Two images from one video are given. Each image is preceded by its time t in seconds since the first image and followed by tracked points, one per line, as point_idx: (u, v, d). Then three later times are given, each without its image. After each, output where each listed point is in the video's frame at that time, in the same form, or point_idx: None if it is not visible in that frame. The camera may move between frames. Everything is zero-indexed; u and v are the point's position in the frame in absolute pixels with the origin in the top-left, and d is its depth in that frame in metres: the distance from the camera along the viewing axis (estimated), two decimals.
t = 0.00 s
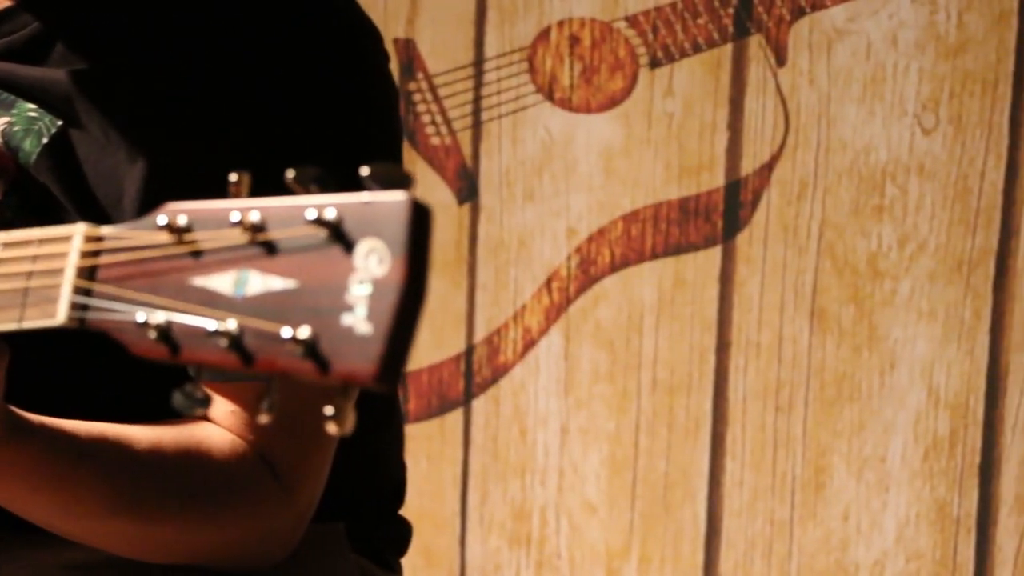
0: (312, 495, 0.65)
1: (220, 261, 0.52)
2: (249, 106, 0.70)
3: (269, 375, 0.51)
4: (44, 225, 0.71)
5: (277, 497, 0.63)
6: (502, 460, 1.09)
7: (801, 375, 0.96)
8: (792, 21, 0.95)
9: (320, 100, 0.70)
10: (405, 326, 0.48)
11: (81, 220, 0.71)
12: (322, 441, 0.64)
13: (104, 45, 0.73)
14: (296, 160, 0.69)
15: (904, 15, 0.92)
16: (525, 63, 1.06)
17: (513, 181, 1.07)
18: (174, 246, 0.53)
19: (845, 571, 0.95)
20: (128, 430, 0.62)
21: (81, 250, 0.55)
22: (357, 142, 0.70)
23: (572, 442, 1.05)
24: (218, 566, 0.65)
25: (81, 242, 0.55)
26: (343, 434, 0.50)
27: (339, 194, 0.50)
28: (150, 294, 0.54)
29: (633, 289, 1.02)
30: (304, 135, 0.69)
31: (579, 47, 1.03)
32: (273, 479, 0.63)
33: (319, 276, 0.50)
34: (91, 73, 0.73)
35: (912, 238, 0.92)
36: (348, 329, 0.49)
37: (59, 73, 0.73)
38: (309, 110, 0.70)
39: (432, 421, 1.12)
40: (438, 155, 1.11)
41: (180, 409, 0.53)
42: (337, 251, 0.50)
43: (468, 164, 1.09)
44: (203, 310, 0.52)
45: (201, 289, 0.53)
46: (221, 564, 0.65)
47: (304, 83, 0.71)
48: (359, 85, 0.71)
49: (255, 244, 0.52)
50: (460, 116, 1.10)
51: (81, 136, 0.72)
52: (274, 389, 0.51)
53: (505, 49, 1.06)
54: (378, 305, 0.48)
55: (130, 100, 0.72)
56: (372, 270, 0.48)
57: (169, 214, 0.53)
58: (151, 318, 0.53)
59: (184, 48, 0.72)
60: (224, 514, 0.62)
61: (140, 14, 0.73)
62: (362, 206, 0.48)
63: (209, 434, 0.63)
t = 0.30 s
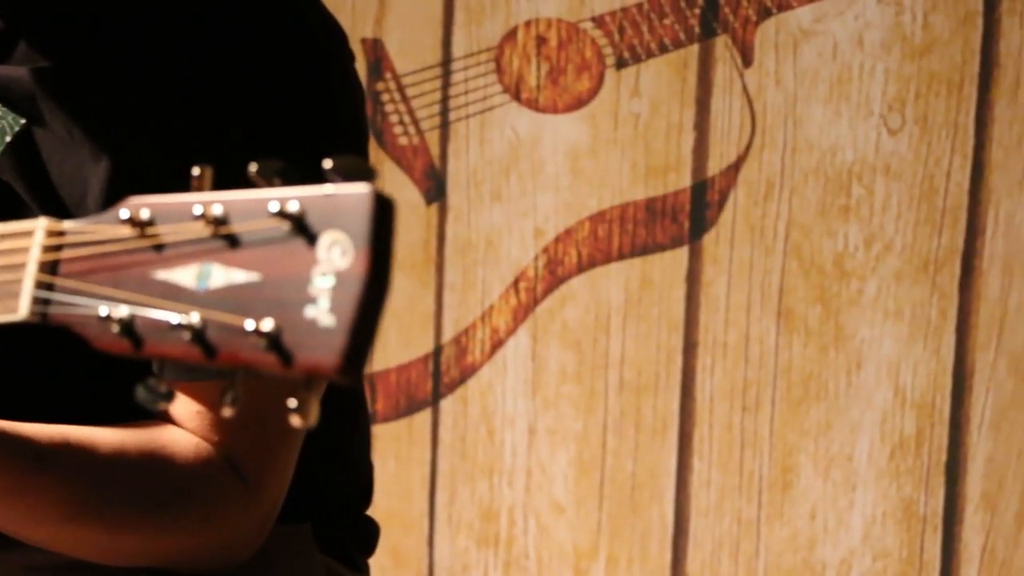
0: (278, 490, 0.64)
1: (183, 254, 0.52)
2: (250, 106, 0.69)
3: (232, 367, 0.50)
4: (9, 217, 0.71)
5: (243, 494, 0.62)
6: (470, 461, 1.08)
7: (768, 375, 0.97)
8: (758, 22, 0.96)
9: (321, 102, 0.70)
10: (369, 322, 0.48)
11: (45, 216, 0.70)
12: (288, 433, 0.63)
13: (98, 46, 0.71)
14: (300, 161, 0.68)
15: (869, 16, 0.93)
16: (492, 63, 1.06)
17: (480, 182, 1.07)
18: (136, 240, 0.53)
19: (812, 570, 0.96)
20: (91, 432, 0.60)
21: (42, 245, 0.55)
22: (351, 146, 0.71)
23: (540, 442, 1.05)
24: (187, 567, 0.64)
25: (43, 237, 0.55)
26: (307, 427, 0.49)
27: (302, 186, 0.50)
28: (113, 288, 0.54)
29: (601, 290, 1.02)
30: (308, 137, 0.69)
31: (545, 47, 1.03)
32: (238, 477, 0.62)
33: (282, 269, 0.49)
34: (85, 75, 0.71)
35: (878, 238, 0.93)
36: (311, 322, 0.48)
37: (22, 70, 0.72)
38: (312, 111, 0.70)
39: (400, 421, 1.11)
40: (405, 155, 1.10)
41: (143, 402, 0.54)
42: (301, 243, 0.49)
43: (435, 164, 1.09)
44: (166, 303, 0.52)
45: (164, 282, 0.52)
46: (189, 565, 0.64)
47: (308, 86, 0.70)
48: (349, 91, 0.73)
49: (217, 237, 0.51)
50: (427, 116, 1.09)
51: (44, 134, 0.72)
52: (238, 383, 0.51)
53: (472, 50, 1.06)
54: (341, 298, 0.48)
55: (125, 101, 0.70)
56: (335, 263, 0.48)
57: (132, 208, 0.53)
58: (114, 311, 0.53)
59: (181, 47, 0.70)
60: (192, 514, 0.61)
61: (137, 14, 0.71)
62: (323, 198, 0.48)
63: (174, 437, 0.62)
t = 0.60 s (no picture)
0: (244, 494, 0.63)
1: (156, 259, 0.56)
2: (250, 106, 0.68)
3: (205, 371, 0.54)
4: None
5: (203, 501, 0.61)
6: (438, 461, 1.08)
7: (736, 374, 0.97)
8: (725, 23, 0.96)
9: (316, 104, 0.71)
10: (343, 325, 0.51)
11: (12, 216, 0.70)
12: (260, 434, 0.62)
13: (97, 46, 0.70)
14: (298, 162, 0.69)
15: (837, 17, 0.93)
16: (460, 63, 1.05)
17: (448, 182, 1.06)
18: (111, 244, 0.57)
19: (779, 569, 0.96)
20: (41, 452, 0.60)
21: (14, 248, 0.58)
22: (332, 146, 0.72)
23: (508, 442, 1.05)
24: None
25: (15, 241, 0.58)
26: (281, 429, 0.52)
27: (275, 190, 0.53)
28: (87, 291, 0.57)
29: (570, 290, 1.02)
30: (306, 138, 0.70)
31: (514, 47, 1.03)
32: (198, 481, 0.61)
33: (255, 273, 0.53)
34: (83, 75, 0.70)
35: (846, 238, 0.93)
36: (286, 325, 0.51)
37: None
38: (307, 113, 0.70)
39: (367, 421, 1.11)
40: (373, 155, 1.10)
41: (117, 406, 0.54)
42: (274, 247, 0.52)
43: (403, 164, 1.08)
44: (141, 306, 0.56)
45: (137, 286, 0.56)
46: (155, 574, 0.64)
47: (304, 88, 0.71)
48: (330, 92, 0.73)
49: (190, 241, 0.55)
50: (395, 116, 1.09)
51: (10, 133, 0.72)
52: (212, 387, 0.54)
53: (441, 50, 1.06)
54: (317, 302, 0.51)
55: (125, 101, 0.69)
56: (309, 267, 0.51)
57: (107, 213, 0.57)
58: (88, 315, 0.56)
59: (181, 46, 0.69)
60: (150, 526, 0.61)
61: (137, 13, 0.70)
62: (298, 203, 0.51)
63: (131, 450, 0.61)
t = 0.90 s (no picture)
0: (217, 495, 0.62)
1: (124, 258, 0.55)
2: (244, 105, 0.68)
3: (174, 369, 0.53)
4: None
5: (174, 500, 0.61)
6: (408, 461, 1.08)
7: (705, 374, 0.97)
8: (695, 23, 0.96)
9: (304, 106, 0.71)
10: (311, 326, 0.50)
11: None
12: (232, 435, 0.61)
13: (96, 45, 0.69)
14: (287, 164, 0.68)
15: (805, 17, 0.94)
16: (430, 63, 1.05)
17: (418, 182, 1.06)
18: (78, 244, 0.57)
19: (749, 568, 0.96)
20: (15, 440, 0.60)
21: None
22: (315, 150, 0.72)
23: (479, 442, 1.05)
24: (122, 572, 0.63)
25: None
26: (251, 430, 0.51)
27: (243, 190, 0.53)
28: (55, 291, 0.57)
29: (540, 290, 1.02)
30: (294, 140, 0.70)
31: (484, 47, 1.03)
32: (168, 480, 0.61)
33: (223, 272, 0.52)
34: (80, 73, 0.69)
35: (815, 237, 0.94)
36: (255, 324, 0.51)
37: None
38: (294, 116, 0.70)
39: (337, 422, 1.10)
40: (343, 155, 1.09)
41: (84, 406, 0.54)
42: (243, 246, 0.52)
43: (373, 164, 1.08)
44: (108, 306, 0.55)
45: (105, 286, 0.56)
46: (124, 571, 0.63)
47: (290, 93, 0.71)
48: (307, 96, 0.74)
49: (159, 241, 0.54)
50: (364, 116, 1.08)
51: None
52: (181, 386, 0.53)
53: (410, 49, 1.06)
54: (285, 301, 0.50)
55: (122, 100, 0.68)
56: (278, 267, 0.50)
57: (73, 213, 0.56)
58: (55, 315, 0.56)
59: (181, 46, 0.68)
60: (121, 522, 0.60)
61: (137, 13, 0.69)
62: (267, 202, 0.51)
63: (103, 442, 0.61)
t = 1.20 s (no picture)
0: (185, 497, 0.62)
1: (87, 259, 0.55)
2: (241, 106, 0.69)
3: (137, 371, 0.53)
4: None
5: (138, 498, 0.60)
6: (380, 461, 1.07)
7: (676, 373, 0.97)
8: (666, 23, 0.97)
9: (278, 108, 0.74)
10: (276, 328, 0.50)
11: None
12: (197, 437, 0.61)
13: (96, 45, 0.67)
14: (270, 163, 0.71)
15: (776, 18, 0.94)
16: (402, 63, 1.05)
17: (389, 182, 1.06)
18: (41, 244, 0.56)
19: (720, 566, 0.97)
20: None
21: None
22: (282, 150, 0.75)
23: (451, 441, 1.05)
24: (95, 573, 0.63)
25: None
26: (215, 432, 0.51)
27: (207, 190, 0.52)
28: (18, 292, 0.57)
29: (512, 290, 1.02)
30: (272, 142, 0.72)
31: (455, 47, 1.03)
32: (131, 478, 0.60)
33: (186, 273, 0.52)
34: (80, 73, 0.67)
35: (785, 237, 0.94)
36: (218, 326, 0.51)
37: None
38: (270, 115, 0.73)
39: (308, 422, 1.10)
40: (314, 155, 1.09)
41: (46, 408, 0.54)
42: (207, 247, 0.51)
43: (344, 164, 1.07)
44: (70, 308, 0.55)
45: (68, 287, 0.55)
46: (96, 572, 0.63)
47: (261, 93, 0.72)
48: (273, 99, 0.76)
49: (122, 242, 0.54)
50: (335, 116, 1.08)
51: None
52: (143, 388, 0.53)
53: (382, 49, 1.05)
54: (248, 303, 0.50)
55: (123, 100, 0.67)
56: (242, 268, 0.50)
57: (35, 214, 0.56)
58: (17, 316, 0.56)
59: (180, 46, 0.68)
60: (85, 522, 0.60)
61: (136, 13, 0.69)
62: (231, 203, 0.50)
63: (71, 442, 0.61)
